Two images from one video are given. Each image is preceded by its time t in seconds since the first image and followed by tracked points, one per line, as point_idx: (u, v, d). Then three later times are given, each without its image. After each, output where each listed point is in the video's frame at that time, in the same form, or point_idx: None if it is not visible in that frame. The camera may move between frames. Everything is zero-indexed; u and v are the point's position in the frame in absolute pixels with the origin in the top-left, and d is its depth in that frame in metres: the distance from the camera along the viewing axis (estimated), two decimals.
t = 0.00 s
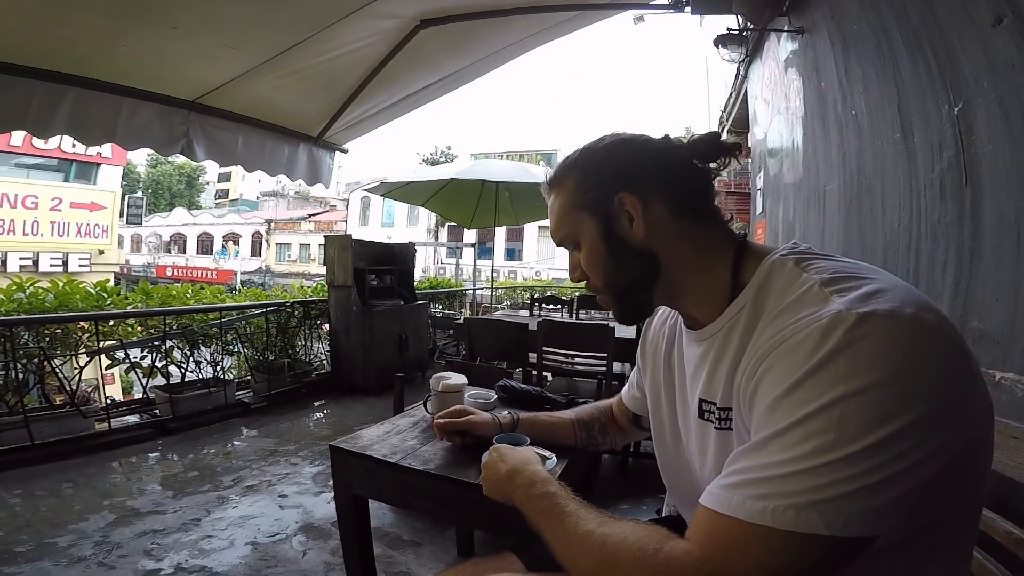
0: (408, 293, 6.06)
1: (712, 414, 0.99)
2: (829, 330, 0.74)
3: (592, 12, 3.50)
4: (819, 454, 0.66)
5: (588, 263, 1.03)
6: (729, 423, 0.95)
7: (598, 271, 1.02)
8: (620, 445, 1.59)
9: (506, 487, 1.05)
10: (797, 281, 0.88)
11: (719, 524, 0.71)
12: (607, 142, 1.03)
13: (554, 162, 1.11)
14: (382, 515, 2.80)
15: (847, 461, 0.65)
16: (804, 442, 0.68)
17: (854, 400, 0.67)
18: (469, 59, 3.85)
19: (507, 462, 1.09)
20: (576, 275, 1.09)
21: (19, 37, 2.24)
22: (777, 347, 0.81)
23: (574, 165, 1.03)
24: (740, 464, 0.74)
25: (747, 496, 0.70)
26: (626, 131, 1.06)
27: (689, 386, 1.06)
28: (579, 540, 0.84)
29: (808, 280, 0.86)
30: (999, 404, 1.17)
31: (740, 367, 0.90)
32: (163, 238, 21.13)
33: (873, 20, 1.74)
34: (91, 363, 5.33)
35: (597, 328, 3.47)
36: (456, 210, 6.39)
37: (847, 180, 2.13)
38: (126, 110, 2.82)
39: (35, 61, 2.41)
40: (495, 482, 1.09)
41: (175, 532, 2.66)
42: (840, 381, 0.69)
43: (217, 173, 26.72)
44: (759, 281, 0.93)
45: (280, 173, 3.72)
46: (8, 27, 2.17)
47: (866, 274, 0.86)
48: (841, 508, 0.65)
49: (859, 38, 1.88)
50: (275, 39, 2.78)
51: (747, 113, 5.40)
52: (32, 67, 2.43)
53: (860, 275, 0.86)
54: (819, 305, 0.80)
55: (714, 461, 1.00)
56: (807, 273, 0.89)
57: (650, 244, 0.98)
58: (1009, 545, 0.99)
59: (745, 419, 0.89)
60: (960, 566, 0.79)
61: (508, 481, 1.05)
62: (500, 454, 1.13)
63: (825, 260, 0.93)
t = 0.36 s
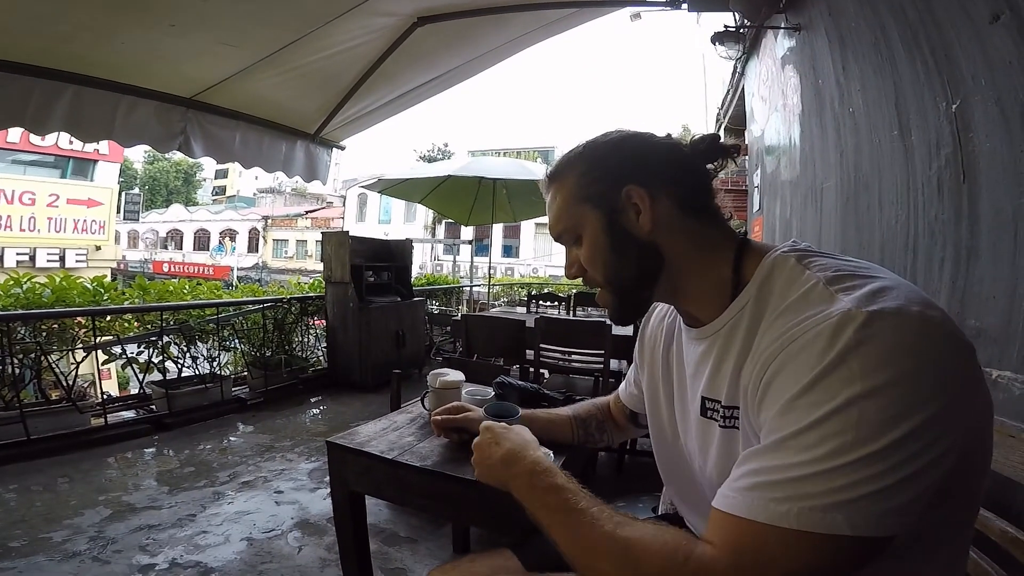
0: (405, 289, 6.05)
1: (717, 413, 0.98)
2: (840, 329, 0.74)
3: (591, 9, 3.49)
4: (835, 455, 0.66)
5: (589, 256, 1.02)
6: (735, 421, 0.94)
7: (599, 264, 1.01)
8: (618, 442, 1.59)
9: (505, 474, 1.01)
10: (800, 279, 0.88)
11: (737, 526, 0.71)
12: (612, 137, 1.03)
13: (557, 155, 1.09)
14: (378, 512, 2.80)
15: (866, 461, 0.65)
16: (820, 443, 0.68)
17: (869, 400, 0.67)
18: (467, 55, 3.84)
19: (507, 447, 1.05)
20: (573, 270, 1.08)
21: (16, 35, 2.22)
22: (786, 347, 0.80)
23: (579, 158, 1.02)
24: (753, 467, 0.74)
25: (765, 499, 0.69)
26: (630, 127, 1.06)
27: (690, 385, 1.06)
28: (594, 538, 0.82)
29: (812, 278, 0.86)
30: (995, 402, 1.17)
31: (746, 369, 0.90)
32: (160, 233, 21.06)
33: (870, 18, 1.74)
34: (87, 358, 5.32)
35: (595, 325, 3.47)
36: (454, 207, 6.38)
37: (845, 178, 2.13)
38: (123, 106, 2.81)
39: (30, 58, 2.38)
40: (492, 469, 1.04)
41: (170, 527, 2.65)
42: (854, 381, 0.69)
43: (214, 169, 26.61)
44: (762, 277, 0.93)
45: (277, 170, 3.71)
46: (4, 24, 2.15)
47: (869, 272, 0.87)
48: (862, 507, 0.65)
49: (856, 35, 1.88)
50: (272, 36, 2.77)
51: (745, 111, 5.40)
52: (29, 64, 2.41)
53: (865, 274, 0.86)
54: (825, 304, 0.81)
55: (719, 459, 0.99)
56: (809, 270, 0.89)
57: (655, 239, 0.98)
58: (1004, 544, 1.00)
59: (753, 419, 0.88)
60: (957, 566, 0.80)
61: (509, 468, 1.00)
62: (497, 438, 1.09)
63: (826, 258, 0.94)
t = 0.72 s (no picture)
0: (404, 288, 6.04)
1: (730, 415, 0.95)
2: (882, 328, 0.71)
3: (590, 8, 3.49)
4: (902, 459, 0.62)
5: (594, 255, 0.96)
6: (749, 423, 0.91)
7: (607, 264, 0.95)
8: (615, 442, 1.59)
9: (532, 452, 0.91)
10: (819, 278, 0.88)
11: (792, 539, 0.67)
12: (623, 130, 0.99)
13: (556, 145, 1.02)
14: (376, 510, 2.81)
15: (924, 465, 0.62)
16: (878, 448, 0.64)
17: (929, 400, 0.64)
18: (467, 54, 3.83)
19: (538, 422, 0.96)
20: (570, 270, 1.01)
21: (14, 34, 2.21)
22: (823, 349, 0.77)
23: (590, 149, 0.97)
24: (798, 477, 0.69)
25: (820, 511, 0.65)
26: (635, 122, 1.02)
27: (696, 388, 1.04)
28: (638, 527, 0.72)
29: (835, 278, 0.86)
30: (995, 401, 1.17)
31: (766, 373, 0.88)
32: (159, 231, 21.04)
33: (869, 17, 1.74)
34: (86, 356, 5.32)
35: (594, 324, 3.47)
36: (453, 205, 6.38)
37: (843, 177, 2.13)
38: (123, 105, 2.80)
39: (26, 56, 2.36)
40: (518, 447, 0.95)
41: (168, 525, 2.65)
42: (910, 382, 0.65)
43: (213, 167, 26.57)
44: (774, 274, 0.93)
45: (276, 168, 3.70)
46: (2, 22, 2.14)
47: (884, 271, 0.87)
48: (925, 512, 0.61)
49: (854, 34, 1.88)
50: (271, 35, 2.76)
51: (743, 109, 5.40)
52: (28, 62, 2.40)
53: (879, 273, 0.86)
54: (857, 304, 0.79)
55: (727, 464, 0.96)
56: (827, 271, 0.89)
57: (672, 238, 0.96)
58: (1000, 543, 1.01)
59: (776, 423, 0.86)
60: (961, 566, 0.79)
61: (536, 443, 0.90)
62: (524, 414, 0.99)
63: (836, 257, 0.94)
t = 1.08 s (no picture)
0: (403, 286, 6.04)
1: (747, 418, 0.99)
2: (925, 329, 0.70)
3: (590, 7, 3.48)
4: (939, 461, 0.63)
5: (613, 247, 0.93)
6: (765, 428, 0.95)
7: (627, 257, 0.92)
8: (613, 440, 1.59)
9: (599, 394, 0.73)
10: (852, 278, 0.88)
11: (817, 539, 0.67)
12: (648, 118, 0.97)
13: (574, 131, 0.99)
14: (375, 508, 2.81)
15: (958, 469, 0.63)
16: (917, 451, 0.64)
17: (972, 404, 0.63)
18: (468, 52, 3.82)
19: (613, 355, 0.75)
20: (583, 262, 0.97)
21: (13, 32, 2.20)
22: (858, 348, 0.76)
23: (615, 136, 0.94)
24: (824, 474, 0.70)
25: (849, 509, 0.66)
26: (664, 111, 1.02)
27: (712, 386, 1.07)
28: (726, 525, 0.64)
29: (870, 279, 0.85)
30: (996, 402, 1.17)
31: (789, 372, 0.89)
32: (157, 229, 21.01)
33: (869, 16, 1.74)
34: (85, 353, 5.33)
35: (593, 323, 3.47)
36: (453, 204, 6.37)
37: (843, 176, 2.14)
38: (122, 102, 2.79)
39: (24, 53, 2.35)
40: (578, 381, 0.76)
41: (168, 523, 2.65)
42: (955, 384, 0.65)
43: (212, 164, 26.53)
44: (801, 272, 0.93)
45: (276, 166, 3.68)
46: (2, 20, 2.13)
47: (916, 275, 0.86)
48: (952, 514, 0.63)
49: (855, 33, 1.88)
50: (270, 33, 2.75)
51: (743, 108, 5.39)
52: (26, 60, 2.39)
53: (910, 275, 0.86)
54: (896, 306, 0.78)
55: (746, 462, 1.00)
56: (859, 272, 0.88)
57: (700, 231, 0.96)
58: (998, 544, 1.02)
59: (795, 421, 0.88)
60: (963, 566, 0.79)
61: (611, 389, 0.73)
62: (598, 337, 0.77)
63: (862, 257, 0.94)
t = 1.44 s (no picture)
0: (402, 285, 6.04)
1: (737, 419, 1.00)
2: (915, 330, 0.71)
3: (590, 7, 3.49)
4: (912, 461, 0.64)
5: (612, 241, 0.93)
6: (752, 429, 0.96)
7: (625, 252, 0.93)
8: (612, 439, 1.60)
9: (586, 351, 0.81)
10: (850, 278, 0.87)
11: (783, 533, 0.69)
12: (650, 112, 0.98)
13: (574, 122, 1.00)
14: (374, 510, 2.81)
15: (932, 472, 0.64)
16: (891, 450, 0.65)
17: (952, 407, 0.65)
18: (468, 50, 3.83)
19: (608, 320, 0.82)
20: (579, 256, 0.97)
21: (11, 27, 2.20)
22: (847, 345, 0.77)
23: (616, 127, 0.95)
24: (800, 468, 0.71)
25: (818, 505, 0.67)
26: (665, 104, 1.02)
27: (708, 385, 1.08)
28: (684, 492, 0.68)
29: (866, 280, 0.86)
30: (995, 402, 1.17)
31: (777, 370, 0.90)
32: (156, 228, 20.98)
33: (867, 15, 1.74)
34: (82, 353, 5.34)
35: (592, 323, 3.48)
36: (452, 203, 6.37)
37: (841, 175, 2.14)
38: (120, 100, 2.79)
39: (22, 49, 2.35)
40: (571, 338, 0.84)
41: (162, 525, 2.66)
42: (940, 387, 0.66)
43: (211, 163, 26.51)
44: (798, 271, 0.93)
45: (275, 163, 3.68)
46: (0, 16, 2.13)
47: (914, 275, 0.87)
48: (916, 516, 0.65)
49: (852, 34, 1.89)
50: (269, 31, 2.76)
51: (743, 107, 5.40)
52: (25, 56, 2.39)
53: (909, 276, 0.87)
54: (890, 307, 0.79)
55: (736, 461, 1.00)
56: (855, 273, 0.88)
57: (698, 226, 0.96)
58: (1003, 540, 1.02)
59: (779, 418, 0.88)
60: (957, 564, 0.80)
61: (597, 350, 0.80)
62: (597, 301, 0.85)
63: (861, 257, 0.94)
